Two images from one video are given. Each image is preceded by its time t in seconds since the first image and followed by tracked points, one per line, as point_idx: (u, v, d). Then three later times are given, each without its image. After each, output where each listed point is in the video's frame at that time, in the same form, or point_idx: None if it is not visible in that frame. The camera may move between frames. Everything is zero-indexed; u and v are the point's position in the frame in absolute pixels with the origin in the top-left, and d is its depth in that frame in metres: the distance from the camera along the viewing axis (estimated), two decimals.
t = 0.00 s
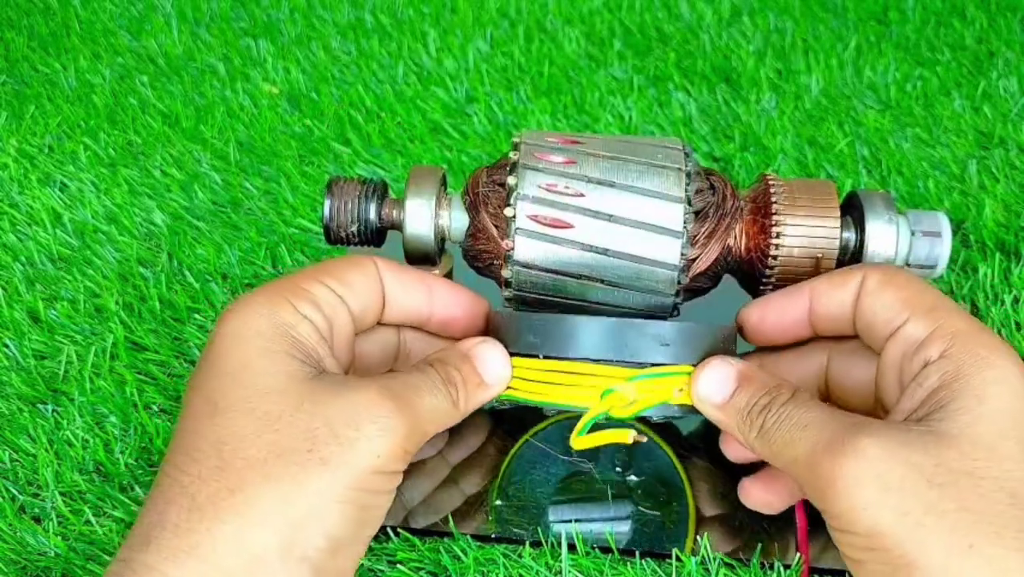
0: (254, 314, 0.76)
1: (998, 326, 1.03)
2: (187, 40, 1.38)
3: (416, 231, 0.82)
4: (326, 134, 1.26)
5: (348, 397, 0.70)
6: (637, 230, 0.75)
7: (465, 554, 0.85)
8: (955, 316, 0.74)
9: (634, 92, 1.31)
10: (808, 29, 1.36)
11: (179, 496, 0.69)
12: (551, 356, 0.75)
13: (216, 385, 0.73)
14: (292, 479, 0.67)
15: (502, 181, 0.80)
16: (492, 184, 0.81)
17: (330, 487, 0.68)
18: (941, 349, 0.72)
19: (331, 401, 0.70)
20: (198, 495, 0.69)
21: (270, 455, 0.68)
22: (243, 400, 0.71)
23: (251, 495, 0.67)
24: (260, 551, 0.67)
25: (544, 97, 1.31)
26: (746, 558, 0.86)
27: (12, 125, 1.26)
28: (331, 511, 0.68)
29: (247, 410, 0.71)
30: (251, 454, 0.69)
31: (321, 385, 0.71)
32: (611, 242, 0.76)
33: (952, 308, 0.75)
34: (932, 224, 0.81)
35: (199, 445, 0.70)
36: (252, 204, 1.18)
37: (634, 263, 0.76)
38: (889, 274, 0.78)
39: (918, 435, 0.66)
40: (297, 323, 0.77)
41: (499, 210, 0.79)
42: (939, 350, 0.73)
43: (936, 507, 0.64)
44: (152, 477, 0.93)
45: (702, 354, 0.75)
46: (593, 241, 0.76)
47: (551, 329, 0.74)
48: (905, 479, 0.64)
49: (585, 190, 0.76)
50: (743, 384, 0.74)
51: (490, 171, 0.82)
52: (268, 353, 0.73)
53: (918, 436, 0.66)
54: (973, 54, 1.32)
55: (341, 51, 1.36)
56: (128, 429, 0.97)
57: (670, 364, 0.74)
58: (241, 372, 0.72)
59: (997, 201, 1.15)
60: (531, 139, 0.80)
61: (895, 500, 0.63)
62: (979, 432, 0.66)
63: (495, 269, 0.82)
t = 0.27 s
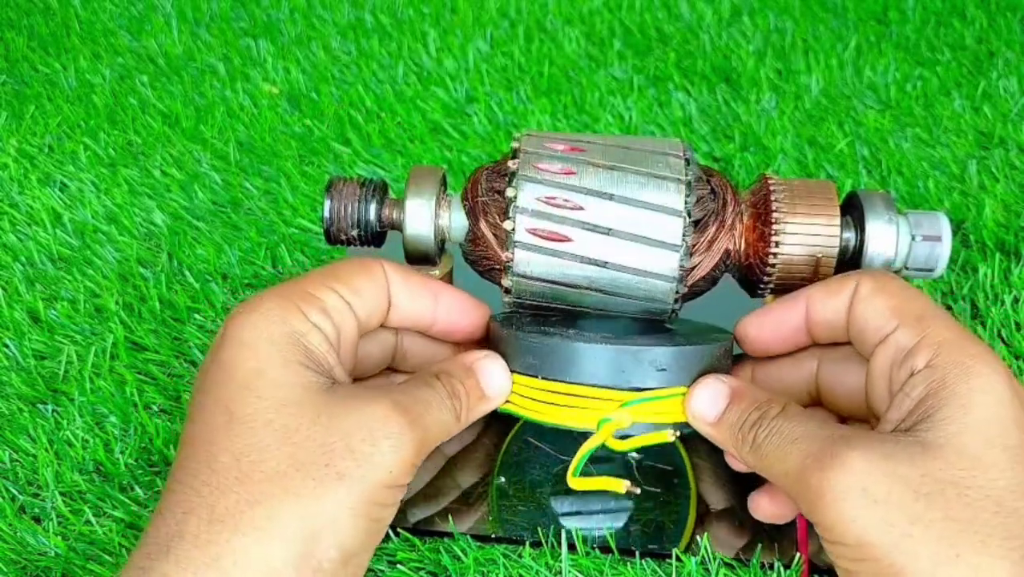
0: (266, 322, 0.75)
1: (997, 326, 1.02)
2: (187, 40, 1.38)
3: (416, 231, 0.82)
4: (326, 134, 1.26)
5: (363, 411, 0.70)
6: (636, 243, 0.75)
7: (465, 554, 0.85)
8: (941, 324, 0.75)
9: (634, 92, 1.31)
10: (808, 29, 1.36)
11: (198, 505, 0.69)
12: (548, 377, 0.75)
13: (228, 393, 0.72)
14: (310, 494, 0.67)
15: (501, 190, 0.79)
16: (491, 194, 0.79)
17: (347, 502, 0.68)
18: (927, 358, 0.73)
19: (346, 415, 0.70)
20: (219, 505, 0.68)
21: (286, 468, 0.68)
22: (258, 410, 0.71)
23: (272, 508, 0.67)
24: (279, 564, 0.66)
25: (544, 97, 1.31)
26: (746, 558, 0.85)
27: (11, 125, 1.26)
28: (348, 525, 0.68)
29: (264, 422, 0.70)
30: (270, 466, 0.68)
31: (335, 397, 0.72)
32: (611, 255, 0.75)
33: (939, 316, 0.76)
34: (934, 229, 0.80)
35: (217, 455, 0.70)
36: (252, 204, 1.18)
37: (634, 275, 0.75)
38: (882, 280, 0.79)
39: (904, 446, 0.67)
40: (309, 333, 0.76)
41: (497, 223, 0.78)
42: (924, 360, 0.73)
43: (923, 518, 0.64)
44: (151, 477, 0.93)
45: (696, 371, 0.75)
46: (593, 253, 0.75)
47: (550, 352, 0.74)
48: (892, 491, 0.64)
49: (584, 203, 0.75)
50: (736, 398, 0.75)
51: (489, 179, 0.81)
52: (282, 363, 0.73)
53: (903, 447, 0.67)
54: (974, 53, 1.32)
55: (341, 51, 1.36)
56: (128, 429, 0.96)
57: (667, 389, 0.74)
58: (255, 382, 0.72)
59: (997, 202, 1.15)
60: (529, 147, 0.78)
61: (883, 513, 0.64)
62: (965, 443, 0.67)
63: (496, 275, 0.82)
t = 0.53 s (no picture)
0: (288, 328, 0.71)
1: (998, 326, 1.01)
2: (188, 41, 1.41)
3: (415, 231, 0.81)
4: (326, 134, 1.26)
5: (386, 425, 0.67)
6: (637, 262, 0.74)
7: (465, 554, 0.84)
8: (919, 330, 0.72)
9: (634, 92, 1.31)
10: (808, 29, 1.39)
11: (225, 519, 0.63)
12: (551, 398, 0.77)
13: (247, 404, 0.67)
14: (340, 508, 0.63)
15: (501, 204, 0.77)
16: (492, 208, 0.77)
17: (374, 517, 0.65)
18: (902, 365, 0.70)
19: (370, 427, 0.66)
20: (250, 518, 0.62)
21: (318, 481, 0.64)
22: (283, 418, 0.66)
23: (305, 521, 0.62)
24: None
25: (544, 97, 1.31)
26: (746, 558, 0.84)
27: (11, 125, 1.26)
28: (373, 540, 0.65)
29: (292, 431, 0.66)
30: (302, 479, 0.64)
31: (358, 406, 0.68)
32: (612, 272, 0.74)
33: (918, 321, 0.73)
34: (935, 234, 0.79)
35: (244, 464, 0.64)
36: (252, 203, 1.18)
37: (632, 289, 0.75)
38: (869, 285, 0.77)
39: (879, 452, 0.63)
40: (330, 339, 0.72)
41: (498, 240, 0.77)
42: (900, 366, 0.70)
43: (895, 525, 0.60)
44: (152, 477, 0.91)
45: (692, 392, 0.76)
46: (593, 270, 0.74)
47: (551, 378, 0.76)
48: (865, 500, 0.61)
49: (585, 220, 0.73)
50: (726, 414, 0.75)
51: (489, 189, 0.78)
52: (307, 370, 0.69)
53: (877, 454, 0.63)
54: (973, 54, 1.33)
55: (341, 51, 1.38)
56: (128, 430, 0.95)
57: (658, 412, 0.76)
58: (281, 390, 0.67)
59: (997, 201, 1.14)
60: (529, 158, 0.75)
61: (859, 522, 0.61)
62: (939, 449, 0.63)
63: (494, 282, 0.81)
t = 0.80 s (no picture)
0: (315, 333, 0.69)
1: (997, 326, 1.01)
2: (189, 41, 1.41)
3: (416, 230, 0.81)
4: (326, 134, 1.27)
5: (409, 437, 0.67)
6: (634, 276, 0.74)
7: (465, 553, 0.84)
8: (898, 327, 0.71)
9: (633, 92, 1.32)
10: (807, 30, 1.40)
11: (252, 530, 0.60)
12: (549, 410, 0.78)
13: (269, 412, 0.65)
14: (364, 521, 0.63)
15: (501, 213, 0.77)
16: (491, 218, 0.77)
17: (395, 529, 0.65)
18: (884, 364, 0.70)
19: (394, 438, 0.66)
20: (280, 529, 0.60)
21: (344, 492, 0.63)
22: (309, 427, 0.64)
23: (334, 534, 0.61)
24: None
25: (544, 98, 1.31)
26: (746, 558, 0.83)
27: (12, 125, 1.27)
28: (391, 551, 0.64)
29: (318, 442, 0.64)
30: (329, 492, 0.62)
31: (382, 416, 0.67)
32: (608, 284, 0.75)
33: (902, 318, 0.72)
34: (933, 242, 0.79)
35: (272, 473, 0.62)
36: (252, 204, 1.19)
37: (631, 298, 0.76)
38: (851, 284, 0.76)
39: (861, 450, 0.64)
40: (352, 346, 0.70)
41: (496, 254, 0.77)
42: (883, 363, 0.70)
43: (875, 521, 0.60)
44: (153, 476, 0.91)
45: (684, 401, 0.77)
46: (590, 282, 0.75)
47: (551, 391, 0.77)
48: (848, 498, 0.61)
49: (583, 233, 0.73)
50: (716, 421, 0.75)
51: (488, 198, 0.78)
52: (334, 378, 0.67)
53: (862, 452, 0.63)
54: (971, 55, 1.34)
55: (341, 51, 1.39)
56: (129, 429, 0.95)
57: (653, 423, 0.78)
58: (306, 398, 0.65)
59: (995, 201, 1.14)
60: (529, 168, 0.75)
61: (843, 521, 0.61)
62: (921, 444, 0.63)
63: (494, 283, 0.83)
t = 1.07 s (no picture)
0: (344, 343, 0.69)
1: (997, 326, 1.01)
2: (189, 41, 1.41)
3: (416, 229, 0.80)
4: (326, 134, 1.27)
5: (431, 453, 0.69)
6: (632, 288, 0.75)
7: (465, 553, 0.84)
8: (861, 328, 0.72)
9: (633, 92, 1.32)
10: (807, 30, 1.40)
11: (286, 541, 0.63)
12: (545, 423, 0.79)
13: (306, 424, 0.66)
14: (389, 535, 0.65)
15: (501, 225, 0.76)
16: (490, 229, 0.77)
17: (415, 542, 0.67)
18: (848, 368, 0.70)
19: (418, 455, 0.68)
20: (312, 543, 0.63)
21: (371, 507, 0.65)
22: (339, 440, 0.66)
23: (361, 548, 0.64)
24: None
25: (544, 98, 1.31)
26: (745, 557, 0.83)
27: (12, 125, 1.27)
28: (412, 559, 0.67)
29: (349, 458, 0.65)
30: (360, 507, 0.65)
31: (406, 431, 0.69)
32: (608, 293, 0.76)
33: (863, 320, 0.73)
34: (932, 246, 0.79)
35: (304, 486, 0.64)
36: (252, 204, 1.19)
37: (629, 305, 0.77)
38: (808, 278, 0.75)
39: (821, 457, 0.66)
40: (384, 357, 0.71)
41: (497, 265, 0.78)
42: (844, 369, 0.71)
43: (828, 529, 0.63)
44: (154, 476, 0.91)
45: (678, 414, 0.78)
46: (589, 292, 0.76)
47: (545, 406, 0.78)
48: (805, 509, 0.64)
49: (582, 248, 0.74)
50: (704, 433, 0.76)
51: (487, 209, 0.78)
52: (363, 392, 0.67)
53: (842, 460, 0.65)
54: (971, 55, 1.34)
55: (341, 51, 1.39)
56: (129, 429, 0.95)
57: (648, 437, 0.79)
58: (338, 412, 0.66)
59: (995, 201, 1.14)
60: (528, 181, 0.74)
61: (799, 529, 0.64)
62: (870, 449, 0.65)
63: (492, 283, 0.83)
